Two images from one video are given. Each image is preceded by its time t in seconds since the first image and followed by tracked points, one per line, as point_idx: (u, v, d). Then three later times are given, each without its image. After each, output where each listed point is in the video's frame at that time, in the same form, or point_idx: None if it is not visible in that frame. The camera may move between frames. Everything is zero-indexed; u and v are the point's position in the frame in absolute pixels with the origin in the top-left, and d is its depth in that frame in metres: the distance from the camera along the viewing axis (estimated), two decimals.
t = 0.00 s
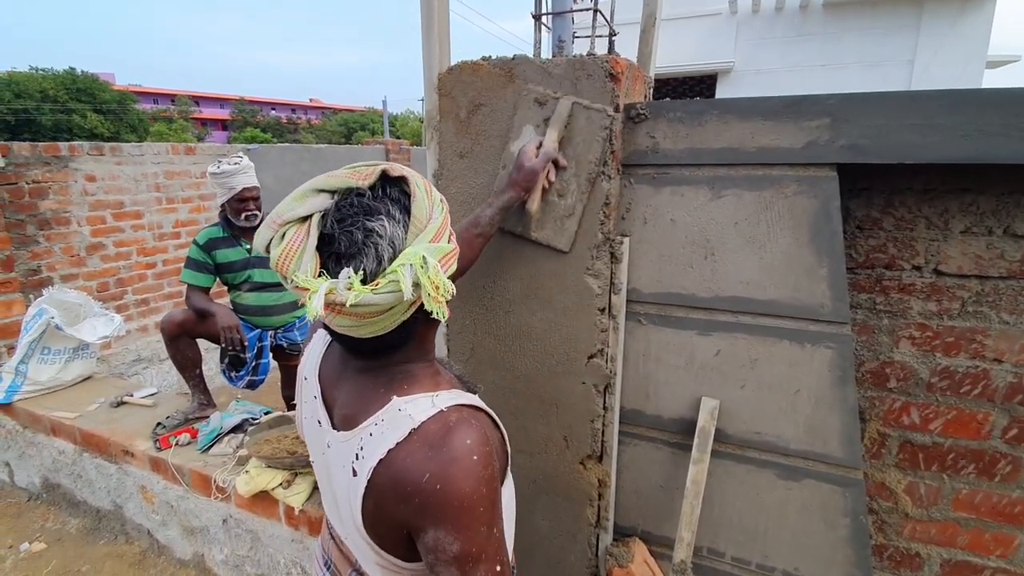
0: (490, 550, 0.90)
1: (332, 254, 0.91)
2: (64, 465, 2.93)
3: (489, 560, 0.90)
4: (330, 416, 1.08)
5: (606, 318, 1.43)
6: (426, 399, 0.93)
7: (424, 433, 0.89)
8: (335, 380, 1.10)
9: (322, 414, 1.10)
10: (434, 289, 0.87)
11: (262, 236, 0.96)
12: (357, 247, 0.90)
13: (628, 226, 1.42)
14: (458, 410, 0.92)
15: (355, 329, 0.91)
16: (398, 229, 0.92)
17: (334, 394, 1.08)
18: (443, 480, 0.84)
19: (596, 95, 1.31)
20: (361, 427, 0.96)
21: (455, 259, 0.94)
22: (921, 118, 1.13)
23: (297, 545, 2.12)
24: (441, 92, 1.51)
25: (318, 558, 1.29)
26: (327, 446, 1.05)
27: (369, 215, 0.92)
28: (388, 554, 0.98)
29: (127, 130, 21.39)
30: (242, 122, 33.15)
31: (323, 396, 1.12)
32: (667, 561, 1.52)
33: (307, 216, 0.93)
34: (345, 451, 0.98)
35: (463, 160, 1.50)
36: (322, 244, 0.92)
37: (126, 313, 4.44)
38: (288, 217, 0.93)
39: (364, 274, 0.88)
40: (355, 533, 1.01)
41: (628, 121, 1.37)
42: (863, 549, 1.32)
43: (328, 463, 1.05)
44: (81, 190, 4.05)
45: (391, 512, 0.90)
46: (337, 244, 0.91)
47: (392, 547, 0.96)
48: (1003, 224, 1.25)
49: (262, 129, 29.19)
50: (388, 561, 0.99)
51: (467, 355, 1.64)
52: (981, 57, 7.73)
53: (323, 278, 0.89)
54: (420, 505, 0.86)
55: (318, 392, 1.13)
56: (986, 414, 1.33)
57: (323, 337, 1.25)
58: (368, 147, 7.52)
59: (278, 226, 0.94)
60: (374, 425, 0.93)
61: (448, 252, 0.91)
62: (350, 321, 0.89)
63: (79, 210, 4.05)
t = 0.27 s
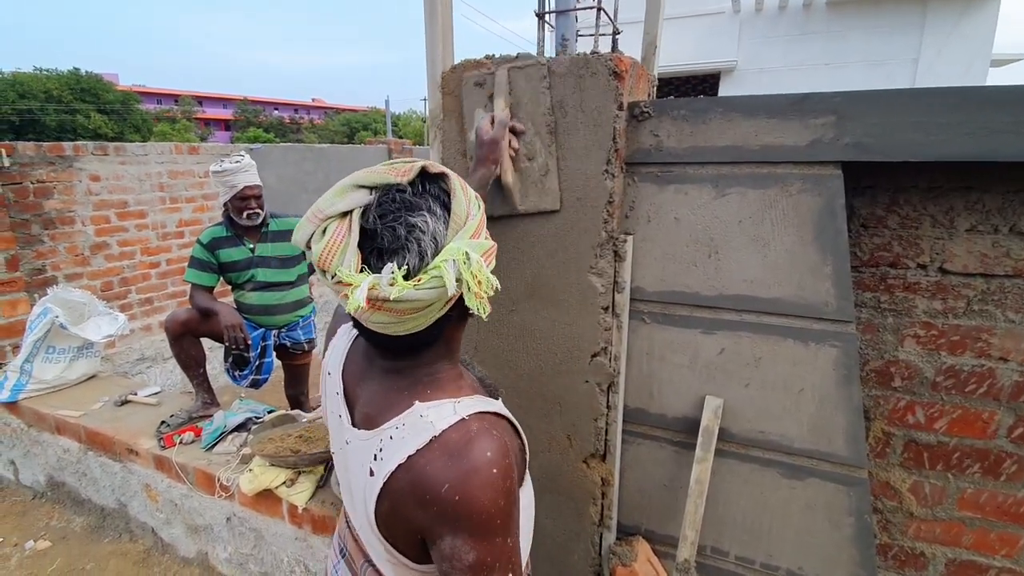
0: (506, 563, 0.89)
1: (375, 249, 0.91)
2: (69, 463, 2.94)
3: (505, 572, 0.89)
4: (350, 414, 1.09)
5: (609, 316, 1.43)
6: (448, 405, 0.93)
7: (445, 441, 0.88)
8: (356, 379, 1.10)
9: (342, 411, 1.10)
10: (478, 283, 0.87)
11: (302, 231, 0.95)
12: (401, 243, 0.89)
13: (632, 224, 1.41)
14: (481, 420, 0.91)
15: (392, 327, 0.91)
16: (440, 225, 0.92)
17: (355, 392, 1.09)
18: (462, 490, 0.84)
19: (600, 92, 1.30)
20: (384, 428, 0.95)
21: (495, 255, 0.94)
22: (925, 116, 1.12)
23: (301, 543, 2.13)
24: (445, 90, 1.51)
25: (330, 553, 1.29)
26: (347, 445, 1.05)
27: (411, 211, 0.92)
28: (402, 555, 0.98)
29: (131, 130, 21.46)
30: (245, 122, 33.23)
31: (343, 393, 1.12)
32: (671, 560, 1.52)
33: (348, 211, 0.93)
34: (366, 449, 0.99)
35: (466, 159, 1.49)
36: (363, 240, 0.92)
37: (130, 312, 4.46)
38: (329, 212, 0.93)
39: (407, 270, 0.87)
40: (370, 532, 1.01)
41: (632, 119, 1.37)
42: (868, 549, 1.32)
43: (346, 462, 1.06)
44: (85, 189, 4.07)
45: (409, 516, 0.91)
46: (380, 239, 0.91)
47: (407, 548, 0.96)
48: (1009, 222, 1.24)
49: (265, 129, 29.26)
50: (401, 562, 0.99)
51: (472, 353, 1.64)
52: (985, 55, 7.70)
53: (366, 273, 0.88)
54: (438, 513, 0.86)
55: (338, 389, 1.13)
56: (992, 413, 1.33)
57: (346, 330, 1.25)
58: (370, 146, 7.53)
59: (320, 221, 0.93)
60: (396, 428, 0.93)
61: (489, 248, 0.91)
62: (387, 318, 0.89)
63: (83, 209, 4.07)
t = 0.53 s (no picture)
0: (518, 542, 0.91)
1: (397, 245, 0.90)
2: (70, 461, 2.95)
3: (516, 551, 0.91)
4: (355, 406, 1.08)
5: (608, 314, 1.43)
6: (456, 392, 0.94)
7: (455, 425, 0.89)
8: (360, 371, 1.09)
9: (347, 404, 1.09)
10: (498, 266, 0.90)
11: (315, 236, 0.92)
12: (423, 236, 0.89)
13: (630, 222, 1.42)
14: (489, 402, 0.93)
15: (417, 319, 0.90)
16: (455, 215, 0.93)
17: (360, 385, 1.08)
18: (475, 472, 0.85)
19: (598, 90, 1.31)
20: (392, 417, 0.95)
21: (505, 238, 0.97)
22: (923, 114, 1.13)
23: (300, 540, 2.13)
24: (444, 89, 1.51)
25: (328, 551, 1.28)
26: (353, 435, 1.05)
27: (425, 204, 0.92)
28: (410, 544, 0.98)
29: (132, 129, 21.48)
30: (245, 121, 33.29)
31: (347, 386, 1.11)
32: (669, 557, 1.52)
33: (363, 209, 0.91)
34: (372, 438, 0.99)
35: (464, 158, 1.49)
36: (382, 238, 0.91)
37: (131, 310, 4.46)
38: (345, 213, 0.90)
39: (432, 261, 0.88)
40: (377, 523, 1.01)
41: (630, 117, 1.37)
42: (865, 546, 1.32)
43: (352, 454, 1.05)
44: (86, 188, 4.08)
45: (421, 502, 0.91)
46: (401, 234, 0.90)
47: (416, 535, 0.97)
48: (1007, 220, 1.24)
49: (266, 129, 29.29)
50: (408, 552, 0.99)
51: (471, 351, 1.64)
52: (985, 55, 7.70)
53: (393, 269, 0.87)
54: (451, 496, 0.86)
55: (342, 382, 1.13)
56: (990, 411, 1.33)
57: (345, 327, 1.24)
58: (370, 146, 7.53)
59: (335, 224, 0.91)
60: (404, 416, 0.93)
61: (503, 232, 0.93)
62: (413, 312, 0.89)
63: (84, 208, 4.07)
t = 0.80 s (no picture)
0: (523, 521, 0.92)
1: (388, 238, 0.89)
2: (68, 460, 2.95)
3: (524, 530, 0.92)
4: (346, 404, 1.06)
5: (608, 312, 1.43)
6: (451, 379, 0.94)
7: (454, 410, 0.89)
8: (350, 368, 1.07)
9: (337, 404, 1.07)
10: (487, 256, 0.93)
11: (309, 231, 0.92)
12: (415, 228, 0.89)
13: (629, 221, 1.41)
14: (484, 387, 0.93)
15: (408, 313, 0.89)
16: (445, 208, 0.93)
17: (351, 382, 1.06)
18: (480, 454, 0.86)
19: (597, 88, 1.30)
20: (389, 409, 0.94)
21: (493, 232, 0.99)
22: (923, 112, 1.12)
23: (299, 539, 2.13)
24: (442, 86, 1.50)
25: (318, 561, 1.28)
26: (347, 432, 1.03)
27: (415, 197, 0.92)
28: (413, 536, 0.98)
29: (131, 128, 21.46)
30: (244, 119, 33.26)
31: (336, 385, 1.09)
32: (668, 556, 1.52)
33: (353, 204, 0.90)
34: (369, 436, 0.97)
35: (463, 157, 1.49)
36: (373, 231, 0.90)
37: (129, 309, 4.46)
38: (336, 207, 0.90)
39: (425, 252, 0.87)
40: (377, 519, 0.99)
41: (629, 115, 1.37)
42: (865, 545, 1.32)
43: (347, 450, 1.04)
44: (84, 186, 4.07)
45: (424, 491, 0.90)
46: (392, 228, 0.89)
47: (420, 526, 0.96)
48: (1007, 218, 1.24)
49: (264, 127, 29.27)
50: (413, 544, 0.98)
51: (469, 349, 1.63)
52: (984, 54, 7.71)
53: (386, 260, 0.87)
54: (458, 481, 0.86)
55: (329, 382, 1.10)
56: (989, 409, 1.32)
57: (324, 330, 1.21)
58: (370, 144, 7.53)
59: (326, 219, 0.90)
60: (402, 407, 0.93)
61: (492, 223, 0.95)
62: (405, 305, 0.88)
63: (83, 207, 4.07)
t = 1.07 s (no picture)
0: (507, 540, 0.93)
1: (373, 248, 0.88)
2: (66, 460, 2.94)
3: (505, 549, 0.92)
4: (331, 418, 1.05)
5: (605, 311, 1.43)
6: (437, 398, 0.92)
7: (439, 433, 0.88)
8: (335, 382, 1.06)
9: (322, 418, 1.06)
10: (477, 270, 0.91)
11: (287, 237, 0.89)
12: (400, 239, 0.88)
13: (628, 219, 1.41)
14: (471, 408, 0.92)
15: (390, 327, 0.88)
16: (433, 218, 0.92)
17: (336, 396, 1.05)
18: (463, 480, 0.85)
19: (596, 87, 1.29)
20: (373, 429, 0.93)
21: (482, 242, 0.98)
22: (923, 110, 1.12)
23: (298, 539, 2.13)
24: (440, 83, 1.47)
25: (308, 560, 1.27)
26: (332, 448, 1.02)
27: (402, 206, 0.90)
28: (397, 552, 0.98)
29: (129, 126, 21.42)
30: (242, 118, 33.23)
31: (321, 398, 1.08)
32: (667, 555, 1.52)
33: (336, 212, 0.88)
34: (355, 454, 0.96)
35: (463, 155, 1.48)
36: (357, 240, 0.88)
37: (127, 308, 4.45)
38: (319, 214, 0.87)
39: (409, 265, 0.86)
40: (362, 534, 1.00)
41: (629, 114, 1.36)
42: (864, 544, 1.32)
43: (332, 466, 1.03)
44: (81, 185, 4.06)
45: (409, 512, 0.90)
46: (377, 238, 0.88)
47: (404, 543, 0.96)
48: (1006, 217, 1.24)
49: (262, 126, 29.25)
50: (396, 560, 0.99)
51: (467, 347, 1.63)
52: (983, 52, 7.72)
53: (368, 273, 0.85)
54: (441, 505, 0.86)
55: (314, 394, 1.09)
56: (988, 409, 1.32)
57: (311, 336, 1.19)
58: (368, 142, 7.50)
59: (309, 225, 0.88)
60: (386, 428, 0.91)
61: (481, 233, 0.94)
62: (387, 318, 0.87)
63: (80, 206, 4.06)
